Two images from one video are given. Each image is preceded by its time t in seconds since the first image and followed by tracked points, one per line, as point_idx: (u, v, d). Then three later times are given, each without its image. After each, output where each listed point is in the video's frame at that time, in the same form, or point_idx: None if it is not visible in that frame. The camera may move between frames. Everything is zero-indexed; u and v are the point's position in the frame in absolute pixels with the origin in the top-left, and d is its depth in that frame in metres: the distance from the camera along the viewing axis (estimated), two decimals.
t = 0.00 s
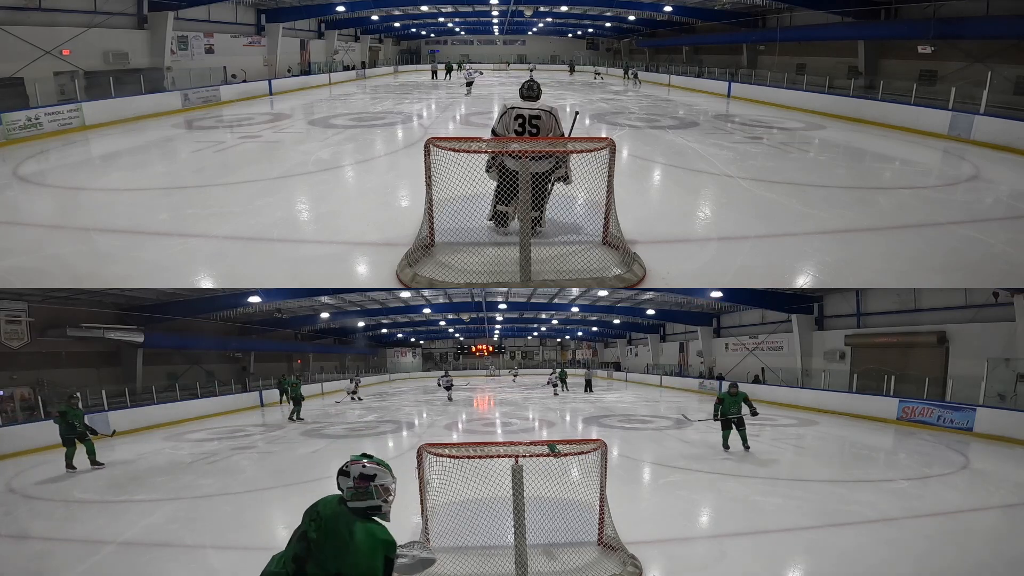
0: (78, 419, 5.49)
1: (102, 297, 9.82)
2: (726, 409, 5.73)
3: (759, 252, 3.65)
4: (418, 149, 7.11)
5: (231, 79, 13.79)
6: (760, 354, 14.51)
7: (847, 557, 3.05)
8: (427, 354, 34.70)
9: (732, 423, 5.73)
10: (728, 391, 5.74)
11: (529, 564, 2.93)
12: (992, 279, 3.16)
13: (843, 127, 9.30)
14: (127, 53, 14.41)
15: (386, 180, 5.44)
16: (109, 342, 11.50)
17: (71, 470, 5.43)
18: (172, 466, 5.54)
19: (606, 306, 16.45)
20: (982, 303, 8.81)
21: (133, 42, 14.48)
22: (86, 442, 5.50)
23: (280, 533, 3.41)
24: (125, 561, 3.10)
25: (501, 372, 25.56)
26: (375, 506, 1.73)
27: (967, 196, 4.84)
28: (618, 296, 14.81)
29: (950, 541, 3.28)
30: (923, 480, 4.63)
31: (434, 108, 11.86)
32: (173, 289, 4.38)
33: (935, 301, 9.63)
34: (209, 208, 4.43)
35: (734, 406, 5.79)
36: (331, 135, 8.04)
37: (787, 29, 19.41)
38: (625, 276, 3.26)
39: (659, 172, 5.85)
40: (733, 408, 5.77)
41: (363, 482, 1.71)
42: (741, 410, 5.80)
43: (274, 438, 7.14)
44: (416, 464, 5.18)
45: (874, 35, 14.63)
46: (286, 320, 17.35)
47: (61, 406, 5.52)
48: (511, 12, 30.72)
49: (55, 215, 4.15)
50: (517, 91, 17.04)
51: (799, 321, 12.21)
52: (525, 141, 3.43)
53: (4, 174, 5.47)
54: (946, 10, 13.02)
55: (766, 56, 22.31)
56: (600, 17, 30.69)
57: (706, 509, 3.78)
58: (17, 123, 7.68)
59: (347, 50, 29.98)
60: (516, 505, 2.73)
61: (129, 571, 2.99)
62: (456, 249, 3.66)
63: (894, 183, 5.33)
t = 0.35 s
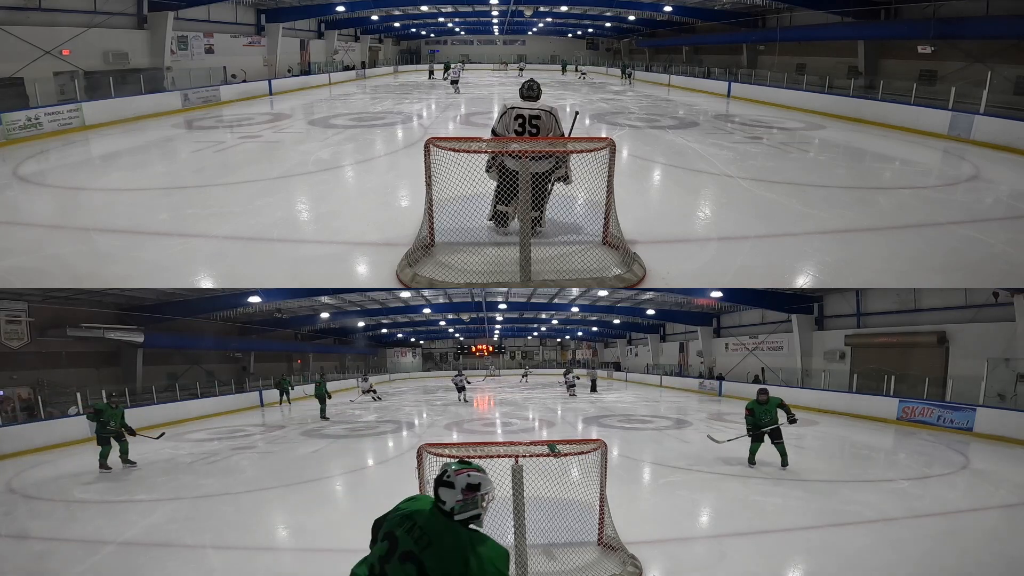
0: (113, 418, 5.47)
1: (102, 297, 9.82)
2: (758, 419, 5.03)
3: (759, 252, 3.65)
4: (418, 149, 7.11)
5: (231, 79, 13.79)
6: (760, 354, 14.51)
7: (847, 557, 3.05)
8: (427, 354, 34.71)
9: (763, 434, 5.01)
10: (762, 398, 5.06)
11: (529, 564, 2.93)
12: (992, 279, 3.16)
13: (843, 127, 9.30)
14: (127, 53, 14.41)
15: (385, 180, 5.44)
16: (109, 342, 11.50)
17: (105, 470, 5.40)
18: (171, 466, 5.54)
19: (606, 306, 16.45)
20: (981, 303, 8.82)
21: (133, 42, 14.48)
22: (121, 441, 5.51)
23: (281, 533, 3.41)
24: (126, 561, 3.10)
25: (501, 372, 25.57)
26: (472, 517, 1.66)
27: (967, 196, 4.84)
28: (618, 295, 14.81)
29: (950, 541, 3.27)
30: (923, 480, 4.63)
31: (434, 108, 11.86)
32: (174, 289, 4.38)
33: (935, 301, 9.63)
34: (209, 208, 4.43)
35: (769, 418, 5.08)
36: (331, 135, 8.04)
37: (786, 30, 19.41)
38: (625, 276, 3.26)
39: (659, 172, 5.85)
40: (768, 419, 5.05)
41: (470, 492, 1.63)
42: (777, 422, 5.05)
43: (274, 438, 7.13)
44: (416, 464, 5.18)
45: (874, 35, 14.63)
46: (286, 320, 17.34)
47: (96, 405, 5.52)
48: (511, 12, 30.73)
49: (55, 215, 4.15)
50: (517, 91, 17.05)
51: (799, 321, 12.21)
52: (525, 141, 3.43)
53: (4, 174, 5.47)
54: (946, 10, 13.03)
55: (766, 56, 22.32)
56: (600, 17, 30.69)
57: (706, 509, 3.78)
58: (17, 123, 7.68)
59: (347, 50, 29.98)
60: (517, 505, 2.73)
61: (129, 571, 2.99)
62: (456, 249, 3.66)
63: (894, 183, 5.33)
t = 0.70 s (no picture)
0: (146, 417, 5.36)
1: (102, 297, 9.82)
2: (790, 432, 4.38)
3: (759, 252, 3.65)
4: (418, 149, 7.11)
5: (231, 79, 13.78)
6: (760, 354, 14.51)
7: (847, 557, 3.05)
8: (427, 354, 34.72)
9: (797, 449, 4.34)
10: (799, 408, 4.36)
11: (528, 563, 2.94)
12: (992, 279, 3.16)
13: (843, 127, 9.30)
14: (127, 53, 14.41)
15: (385, 180, 5.44)
16: (109, 342, 11.50)
17: (146, 471, 5.34)
18: (171, 467, 5.54)
19: (606, 306, 16.45)
20: (982, 303, 8.81)
21: (133, 42, 14.48)
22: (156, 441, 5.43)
23: (281, 533, 3.41)
24: (125, 561, 3.10)
25: (501, 372, 25.57)
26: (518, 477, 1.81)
27: (967, 196, 4.84)
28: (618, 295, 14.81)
29: (950, 541, 3.27)
30: (923, 481, 4.63)
31: (434, 108, 11.86)
32: (174, 289, 4.38)
33: (935, 301, 9.64)
34: (209, 208, 4.43)
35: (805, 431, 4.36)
36: (331, 135, 8.04)
37: (786, 30, 19.41)
38: (625, 276, 3.26)
39: (659, 172, 5.85)
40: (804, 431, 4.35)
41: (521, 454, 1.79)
42: (815, 435, 4.31)
43: (274, 438, 7.13)
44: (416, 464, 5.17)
45: (874, 35, 14.63)
46: (286, 320, 17.34)
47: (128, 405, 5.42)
48: (511, 12, 30.74)
49: (56, 215, 4.15)
50: (517, 91, 17.05)
51: (799, 321, 12.21)
52: (525, 141, 3.44)
53: (4, 174, 5.47)
54: (947, 10, 13.04)
55: (766, 56, 22.32)
56: (600, 17, 30.69)
57: (705, 509, 3.78)
58: (17, 123, 7.68)
59: (347, 50, 29.98)
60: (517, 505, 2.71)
61: (129, 571, 2.99)
62: (456, 249, 3.66)
63: (894, 183, 5.33)
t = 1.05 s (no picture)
0: (172, 418, 5.20)
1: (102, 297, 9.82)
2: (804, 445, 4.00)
3: (759, 252, 3.65)
4: (418, 149, 7.11)
5: (231, 79, 13.78)
6: (760, 354, 14.51)
7: (848, 557, 3.05)
8: (427, 354, 34.72)
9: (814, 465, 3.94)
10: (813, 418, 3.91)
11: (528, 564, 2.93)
12: (992, 279, 3.16)
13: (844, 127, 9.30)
14: (127, 53, 14.41)
15: (385, 180, 5.44)
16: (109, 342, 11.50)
17: (183, 472, 5.16)
18: (171, 467, 5.54)
19: (606, 305, 16.45)
20: (982, 303, 8.81)
21: (133, 42, 14.48)
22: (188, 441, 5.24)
23: (281, 533, 3.41)
24: (125, 561, 3.10)
25: (501, 372, 25.57)
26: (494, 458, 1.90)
27: (967, 196, 4.84)
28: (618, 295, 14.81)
29: (951, 541, 3.27)
30: (923, 481, 4.63)
31: (434, 108, 11.86)
32: (174, 289, 4.38)
33: (935, 301, 9.64)
34: (209, 208, 4.43)
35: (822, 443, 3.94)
36: (332, 135, 8.04)
37: (786, 30, 19.42)
38: (625, 276, 3.26)
39: (659, 172, 5.85)
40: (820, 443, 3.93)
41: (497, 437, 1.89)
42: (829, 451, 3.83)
43: (274, 438, 7.14)
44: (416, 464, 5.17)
45: (874, 35, 14.63)
46: (286, 320, 17.35)
47: (155, 409, 5.28)
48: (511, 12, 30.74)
49: (56, 215, 4.15)
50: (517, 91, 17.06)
51: (799, 321, 12.21)
52: (525, 141, 3.43)
53: (4, 174, 5.47)
54: (947, 10, 13.06)
55: (766, 56, 22.34)
56: (600, 17, 30.70)
57: (705, 509, 3.78)
58: (17, 123, 7.68)
59: (347, 50, 29.98)
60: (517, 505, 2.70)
61: (129, 571, 2.99)
62: (456, 249, 3.66)
63: (894, 183, 5.33)
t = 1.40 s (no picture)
0: (196, 419, 4.96)
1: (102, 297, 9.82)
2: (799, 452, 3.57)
3: (759, 252, 3.65)
4: (418, 149, 7.11)
5: (231, 79, 13.78)
6: (760, 354, 14.51)
7: (848, 557, 3.05)
8: (427, 354, 34.72)
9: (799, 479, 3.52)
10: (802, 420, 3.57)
11: (529, 564, 2.94)
12: (992, 279, 3.16)
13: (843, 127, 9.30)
14: (127, 53, 14.41)
15: (385, 180, 5.44)
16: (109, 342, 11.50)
17: (194, 474, 5.06)
18: (172, 467, 5.54)
19: (606, 306, 16.45)
20: (981, 303, 8.81)
21: (133, 42, 14.48)
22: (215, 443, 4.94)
23: (282, 533, 3.42)
24: (126, 561, 3.10)
25: (501, 372, 25.57)
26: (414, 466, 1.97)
27: (967, 196, 4.84)
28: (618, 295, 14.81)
29: (951, 541, 3.28)
30: (923, 481, 4.63)
31: (434, 108, 11.86)
32: (174, 289, 4.38)
33: (935, 301, 9.64)
34: (209, 208, 4.43)
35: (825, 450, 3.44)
36: (331, 135, 8.04)
37: (786, 30, 19.43)
38: (625, 276, 3.26)
39: (659, 172, 5.85)
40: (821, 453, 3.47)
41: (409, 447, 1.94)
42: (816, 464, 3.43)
43: (274, 438, 7.13)
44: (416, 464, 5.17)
45: (874, 35, 14.64)
46: (286, 320, 17.34)
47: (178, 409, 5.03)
48: (511, 12, 30.75)
49: (56, 215, 4.15)
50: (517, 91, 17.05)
51: (799, 321, 12.21)
52: (525, 141, 3.43)
53: (4, 174, 5.47)
54: (946, 10, 13.07)
55: (766, 56, 22.35)
56: (600, 17, 30.70)
57: (705, 509, 3.79)
58: (17, 123, 7.68)
59: (347, 50, 29.98)
60: (517, 505, 2.71)
61: (129, 571, 2.99)
62: (456, 249, 3.66)
63: (894, 183, 5.33)
